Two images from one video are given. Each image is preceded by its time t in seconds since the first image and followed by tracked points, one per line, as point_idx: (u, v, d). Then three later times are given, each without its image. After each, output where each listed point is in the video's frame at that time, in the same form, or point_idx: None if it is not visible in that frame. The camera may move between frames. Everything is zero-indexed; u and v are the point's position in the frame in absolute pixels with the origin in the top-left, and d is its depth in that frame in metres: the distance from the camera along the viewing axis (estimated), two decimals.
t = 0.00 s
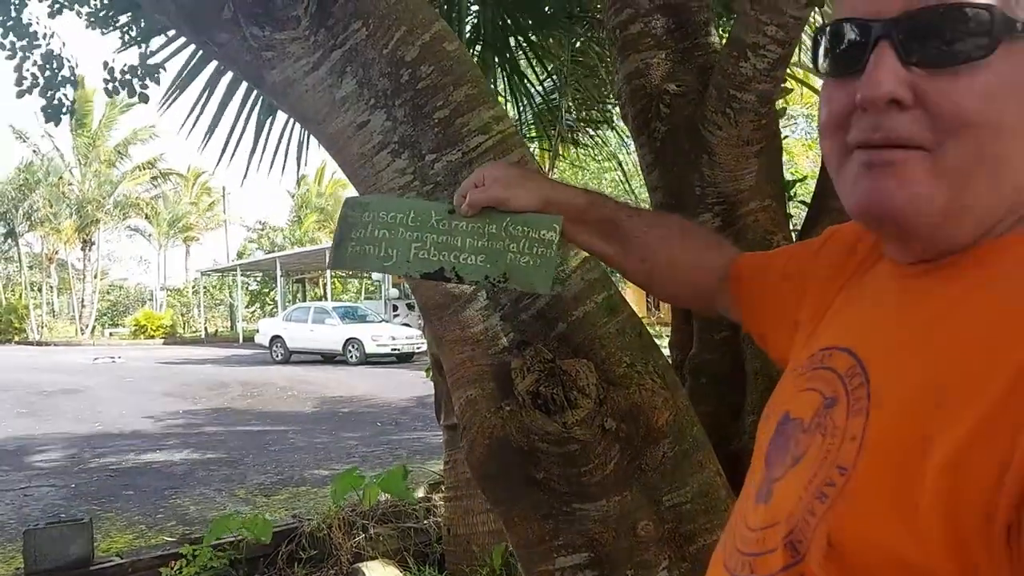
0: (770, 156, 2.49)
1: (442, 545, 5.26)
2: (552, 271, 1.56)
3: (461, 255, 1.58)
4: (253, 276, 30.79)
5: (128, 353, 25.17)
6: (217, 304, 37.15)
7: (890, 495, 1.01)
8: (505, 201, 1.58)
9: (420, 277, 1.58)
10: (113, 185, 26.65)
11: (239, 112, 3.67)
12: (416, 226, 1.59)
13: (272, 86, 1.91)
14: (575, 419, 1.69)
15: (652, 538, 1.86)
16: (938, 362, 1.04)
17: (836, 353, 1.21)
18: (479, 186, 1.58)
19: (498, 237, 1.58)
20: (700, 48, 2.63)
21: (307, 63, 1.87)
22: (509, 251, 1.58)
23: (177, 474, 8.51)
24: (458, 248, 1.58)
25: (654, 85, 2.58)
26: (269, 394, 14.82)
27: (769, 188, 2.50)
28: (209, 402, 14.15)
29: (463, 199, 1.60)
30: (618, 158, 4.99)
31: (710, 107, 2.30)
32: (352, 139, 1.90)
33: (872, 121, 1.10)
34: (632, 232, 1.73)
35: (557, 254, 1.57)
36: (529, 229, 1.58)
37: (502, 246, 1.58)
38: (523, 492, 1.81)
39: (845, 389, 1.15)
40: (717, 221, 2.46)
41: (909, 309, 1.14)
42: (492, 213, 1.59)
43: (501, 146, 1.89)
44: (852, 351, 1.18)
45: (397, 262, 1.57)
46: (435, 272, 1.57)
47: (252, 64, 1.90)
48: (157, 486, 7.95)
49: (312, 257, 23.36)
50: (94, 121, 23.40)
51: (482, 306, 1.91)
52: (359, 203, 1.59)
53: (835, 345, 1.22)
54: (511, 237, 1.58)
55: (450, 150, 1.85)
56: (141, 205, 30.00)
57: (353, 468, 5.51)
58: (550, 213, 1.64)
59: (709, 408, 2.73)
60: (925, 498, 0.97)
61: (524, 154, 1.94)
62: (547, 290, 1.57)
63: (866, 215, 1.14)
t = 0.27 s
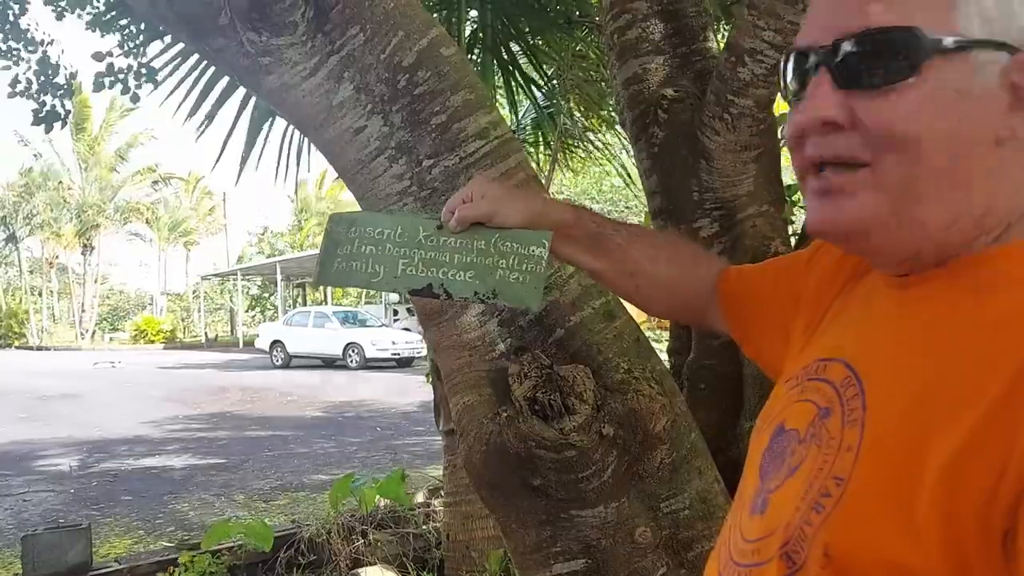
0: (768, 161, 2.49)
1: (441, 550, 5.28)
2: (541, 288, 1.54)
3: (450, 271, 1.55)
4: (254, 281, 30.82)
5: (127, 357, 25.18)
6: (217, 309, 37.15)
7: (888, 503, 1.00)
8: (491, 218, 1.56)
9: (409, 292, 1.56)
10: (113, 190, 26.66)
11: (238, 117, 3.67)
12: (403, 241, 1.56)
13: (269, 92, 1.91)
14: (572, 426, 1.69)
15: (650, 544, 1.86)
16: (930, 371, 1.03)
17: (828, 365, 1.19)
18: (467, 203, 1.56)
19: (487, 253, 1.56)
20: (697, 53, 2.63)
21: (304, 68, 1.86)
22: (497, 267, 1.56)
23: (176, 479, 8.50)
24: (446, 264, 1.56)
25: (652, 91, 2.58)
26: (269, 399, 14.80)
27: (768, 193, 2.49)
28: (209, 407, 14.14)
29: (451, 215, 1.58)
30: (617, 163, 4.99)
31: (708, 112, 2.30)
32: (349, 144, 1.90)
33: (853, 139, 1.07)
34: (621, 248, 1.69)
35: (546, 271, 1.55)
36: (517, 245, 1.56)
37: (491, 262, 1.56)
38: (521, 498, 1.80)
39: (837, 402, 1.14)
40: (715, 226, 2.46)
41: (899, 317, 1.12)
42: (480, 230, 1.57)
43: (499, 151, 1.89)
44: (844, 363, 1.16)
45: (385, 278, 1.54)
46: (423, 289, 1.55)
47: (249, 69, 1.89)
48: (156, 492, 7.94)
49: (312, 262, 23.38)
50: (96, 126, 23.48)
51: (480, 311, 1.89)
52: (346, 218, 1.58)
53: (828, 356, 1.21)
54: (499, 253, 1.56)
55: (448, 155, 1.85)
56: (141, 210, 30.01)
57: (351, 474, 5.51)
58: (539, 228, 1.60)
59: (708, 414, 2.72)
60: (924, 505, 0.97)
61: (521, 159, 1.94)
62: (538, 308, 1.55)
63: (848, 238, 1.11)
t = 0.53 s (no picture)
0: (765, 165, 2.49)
1: (440, 556, 5.26)
2: (562, 313, 1.57)
3: (472, 296, 1.57)
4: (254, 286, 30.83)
5: (127, 362, 25.19)
6: (217, 314, 37.16)
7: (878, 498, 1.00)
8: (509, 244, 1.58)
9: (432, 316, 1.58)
10: (114, 195, 26.68)
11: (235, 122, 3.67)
12: (425, 265, 1.58)
13: (266, 96, 1.91)
14: (569, 430, 1.70)
15: (647, 549, 1.85)
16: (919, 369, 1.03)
17: (821, 371, 1.19)
18: (487, 229, 1.59)
19: (508, 278, 1.58)
20: (694, 58, 2.63)
21: (300, 72, 1.86)
22: (518, 291, 1.58)
23: (176, 484, 8.49)
24: (468, 288, 1.58)
25: (648, 95, 2.58)
26: (269, 404, 14.80)
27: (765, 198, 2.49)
28: (208, 412, 14.12)
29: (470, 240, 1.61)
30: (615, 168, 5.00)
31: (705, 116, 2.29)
32: (345, 149, 1.90)
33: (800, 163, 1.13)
34: (635, 273, 1.71)
35: (567, 296, 1.57)
36: (539, 270, 1.58)
37: (512, 286, 1.58)
38: (518, 503, 1.80)
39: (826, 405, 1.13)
40: (711, 230, 2.47)
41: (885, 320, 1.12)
42: (501, 254, 1.58)
43: (495, 155, 1.91)
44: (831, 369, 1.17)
45: (407, 301, 1.56)
46: (445, 313, 1.57)
47: (246, 73, 1.89)
48: (156, 497, 7.93)
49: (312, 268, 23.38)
50: (96, 132, 23.51)
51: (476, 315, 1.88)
52: (367, 242, 1.57)
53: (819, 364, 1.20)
54: (521, 278, 1.58)
55: (445, 159, 1.86)
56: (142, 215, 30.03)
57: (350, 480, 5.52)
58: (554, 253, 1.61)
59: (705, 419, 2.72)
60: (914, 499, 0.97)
61: (518, 164, 1.95)
62: (558, 332, 1.58)
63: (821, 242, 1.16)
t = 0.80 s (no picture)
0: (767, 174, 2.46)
1: (436, 561, 5.24)
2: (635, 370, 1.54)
3: (550, 356, 1.55)
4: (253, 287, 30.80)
5: (126, 361, 25.19)
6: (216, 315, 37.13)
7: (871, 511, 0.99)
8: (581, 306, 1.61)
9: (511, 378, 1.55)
10: (114, 195, 26.68)
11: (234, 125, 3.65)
12: (506, 330, 1.57)
13: (264, 99, 1.89)
14: (567, 440, 1.72)
15: (645, 563, 1.81)
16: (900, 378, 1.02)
17: (831, 395, 1.18)
18: (563, 295, 1.62)
19: (583, 339, 1.57)
20: (696, 65, 2.61)
21: (299, 75, 1.84)
22: (591, 352, 1.56)
23: (172, 485, 8.47)
24: (546, 350, 1.56)
25: (650, 102, 2.55)
26: (267, 406, 14.77)
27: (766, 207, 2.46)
28: (206, 413, 14.10)
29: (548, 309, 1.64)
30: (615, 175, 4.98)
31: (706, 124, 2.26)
32: (343, 153, 1.88)
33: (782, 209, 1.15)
34: (705, 327, 1.73)
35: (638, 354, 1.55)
36: (611, 331, 1.57)
37: (586, 347, 1.57)
38: (513, 515, 1.77)
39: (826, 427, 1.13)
40: (711, 239, 2.44)
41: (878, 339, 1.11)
42: (577, 318, 1.60)
43: (494, 162, 1.89)
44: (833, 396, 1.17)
45: (491, 363, 1.54)
46: (525, 373, 1.54)
47: (245, 77, 1.87)
48: (152, 498, 7.91)
49: (312, 269, 23.35)
50: (97, 131, 23.55)
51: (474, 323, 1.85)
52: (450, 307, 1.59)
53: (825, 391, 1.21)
54: (594, 340, 1.57)
55: (444, 165, 1.84)
56: (142, 215, 30.01)
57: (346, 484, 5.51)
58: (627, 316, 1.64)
59: (704, 429, 2.69)
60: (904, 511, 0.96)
61: (517, 170, 1.93)
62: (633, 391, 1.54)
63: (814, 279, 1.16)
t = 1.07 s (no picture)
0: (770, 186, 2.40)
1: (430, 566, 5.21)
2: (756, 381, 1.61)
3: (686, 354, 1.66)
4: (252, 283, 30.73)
5: (123, 356, 25.17)
6: (215, 310, 37.08)
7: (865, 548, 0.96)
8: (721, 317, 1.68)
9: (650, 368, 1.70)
10: (113, 190, 26.61)
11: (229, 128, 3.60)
12: (658, 325, 1.71)
13: (253, 107, 1.84)
14: (560, 463, 1.66)
15: None
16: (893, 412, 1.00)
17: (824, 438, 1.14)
18: (704, 299, 1.70)
19: (717, 343, 1.65)
20: (698, 74, 2.55)
21: (291, 83, 1.79)
22: (723, 357, 1.65)
23: (167, 484, 8.42)
24: (685, 348, 1.67)
25: (651, 112, 2.49)
26: (264, 403, 14.73)
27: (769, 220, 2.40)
28: (203, 410, 14.06)
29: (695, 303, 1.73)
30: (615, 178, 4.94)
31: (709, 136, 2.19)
32: (335, 163, 1.83)
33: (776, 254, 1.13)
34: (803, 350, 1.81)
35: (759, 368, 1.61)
36: (741, 341, 1.64)
37: (719, 351, 1.65)
38: (506, 539, 1.71)
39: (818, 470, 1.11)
40: (713, 254, 2.35)
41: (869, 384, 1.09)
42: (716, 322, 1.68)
43: (490, 173, 1.84)
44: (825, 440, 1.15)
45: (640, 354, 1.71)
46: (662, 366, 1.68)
47: (233, 85, 1.82)
48: (146, 497, 7.87)
49: (311, 266, 23.29)
50: (97, 125, 23.49)
51: (467, 340, 1.82)
52: (616, 298, 1.76)
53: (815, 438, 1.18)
54: (725, 346, 1.65)
55: (439, 177, 1.79)
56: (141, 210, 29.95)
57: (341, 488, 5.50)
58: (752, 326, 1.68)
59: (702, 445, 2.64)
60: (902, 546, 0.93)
61: (514, 182, 1.88)
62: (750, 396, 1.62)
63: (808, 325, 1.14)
